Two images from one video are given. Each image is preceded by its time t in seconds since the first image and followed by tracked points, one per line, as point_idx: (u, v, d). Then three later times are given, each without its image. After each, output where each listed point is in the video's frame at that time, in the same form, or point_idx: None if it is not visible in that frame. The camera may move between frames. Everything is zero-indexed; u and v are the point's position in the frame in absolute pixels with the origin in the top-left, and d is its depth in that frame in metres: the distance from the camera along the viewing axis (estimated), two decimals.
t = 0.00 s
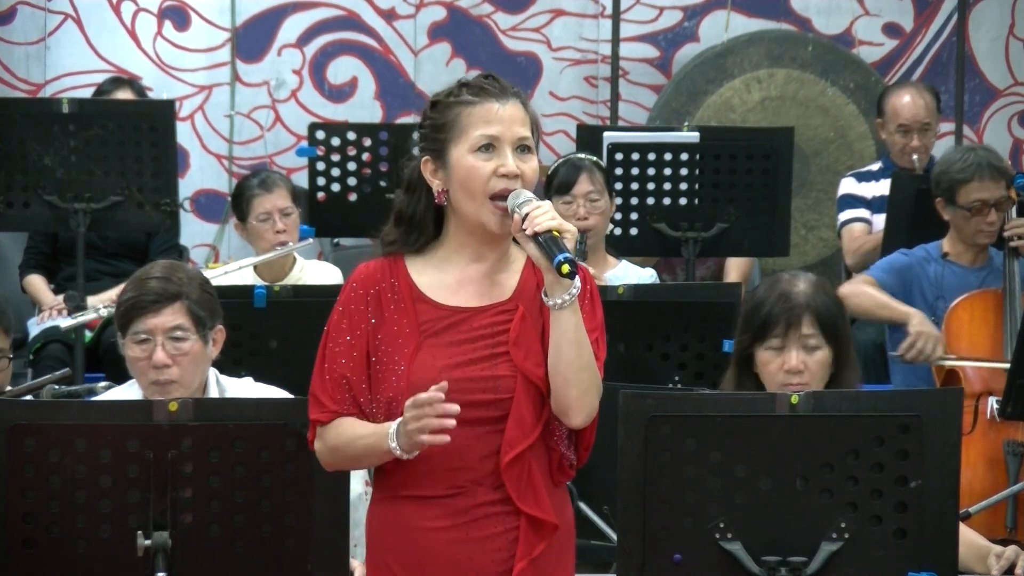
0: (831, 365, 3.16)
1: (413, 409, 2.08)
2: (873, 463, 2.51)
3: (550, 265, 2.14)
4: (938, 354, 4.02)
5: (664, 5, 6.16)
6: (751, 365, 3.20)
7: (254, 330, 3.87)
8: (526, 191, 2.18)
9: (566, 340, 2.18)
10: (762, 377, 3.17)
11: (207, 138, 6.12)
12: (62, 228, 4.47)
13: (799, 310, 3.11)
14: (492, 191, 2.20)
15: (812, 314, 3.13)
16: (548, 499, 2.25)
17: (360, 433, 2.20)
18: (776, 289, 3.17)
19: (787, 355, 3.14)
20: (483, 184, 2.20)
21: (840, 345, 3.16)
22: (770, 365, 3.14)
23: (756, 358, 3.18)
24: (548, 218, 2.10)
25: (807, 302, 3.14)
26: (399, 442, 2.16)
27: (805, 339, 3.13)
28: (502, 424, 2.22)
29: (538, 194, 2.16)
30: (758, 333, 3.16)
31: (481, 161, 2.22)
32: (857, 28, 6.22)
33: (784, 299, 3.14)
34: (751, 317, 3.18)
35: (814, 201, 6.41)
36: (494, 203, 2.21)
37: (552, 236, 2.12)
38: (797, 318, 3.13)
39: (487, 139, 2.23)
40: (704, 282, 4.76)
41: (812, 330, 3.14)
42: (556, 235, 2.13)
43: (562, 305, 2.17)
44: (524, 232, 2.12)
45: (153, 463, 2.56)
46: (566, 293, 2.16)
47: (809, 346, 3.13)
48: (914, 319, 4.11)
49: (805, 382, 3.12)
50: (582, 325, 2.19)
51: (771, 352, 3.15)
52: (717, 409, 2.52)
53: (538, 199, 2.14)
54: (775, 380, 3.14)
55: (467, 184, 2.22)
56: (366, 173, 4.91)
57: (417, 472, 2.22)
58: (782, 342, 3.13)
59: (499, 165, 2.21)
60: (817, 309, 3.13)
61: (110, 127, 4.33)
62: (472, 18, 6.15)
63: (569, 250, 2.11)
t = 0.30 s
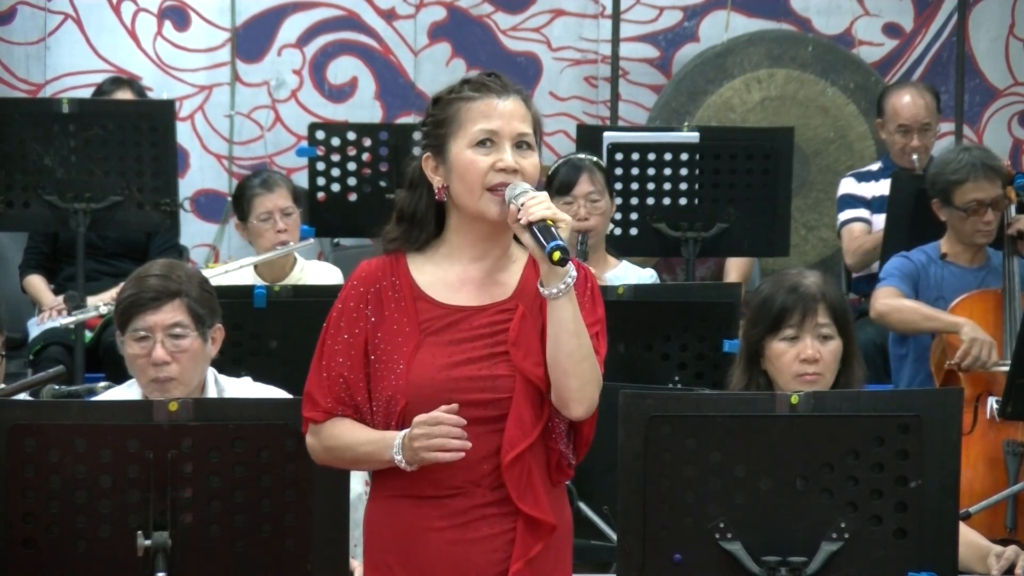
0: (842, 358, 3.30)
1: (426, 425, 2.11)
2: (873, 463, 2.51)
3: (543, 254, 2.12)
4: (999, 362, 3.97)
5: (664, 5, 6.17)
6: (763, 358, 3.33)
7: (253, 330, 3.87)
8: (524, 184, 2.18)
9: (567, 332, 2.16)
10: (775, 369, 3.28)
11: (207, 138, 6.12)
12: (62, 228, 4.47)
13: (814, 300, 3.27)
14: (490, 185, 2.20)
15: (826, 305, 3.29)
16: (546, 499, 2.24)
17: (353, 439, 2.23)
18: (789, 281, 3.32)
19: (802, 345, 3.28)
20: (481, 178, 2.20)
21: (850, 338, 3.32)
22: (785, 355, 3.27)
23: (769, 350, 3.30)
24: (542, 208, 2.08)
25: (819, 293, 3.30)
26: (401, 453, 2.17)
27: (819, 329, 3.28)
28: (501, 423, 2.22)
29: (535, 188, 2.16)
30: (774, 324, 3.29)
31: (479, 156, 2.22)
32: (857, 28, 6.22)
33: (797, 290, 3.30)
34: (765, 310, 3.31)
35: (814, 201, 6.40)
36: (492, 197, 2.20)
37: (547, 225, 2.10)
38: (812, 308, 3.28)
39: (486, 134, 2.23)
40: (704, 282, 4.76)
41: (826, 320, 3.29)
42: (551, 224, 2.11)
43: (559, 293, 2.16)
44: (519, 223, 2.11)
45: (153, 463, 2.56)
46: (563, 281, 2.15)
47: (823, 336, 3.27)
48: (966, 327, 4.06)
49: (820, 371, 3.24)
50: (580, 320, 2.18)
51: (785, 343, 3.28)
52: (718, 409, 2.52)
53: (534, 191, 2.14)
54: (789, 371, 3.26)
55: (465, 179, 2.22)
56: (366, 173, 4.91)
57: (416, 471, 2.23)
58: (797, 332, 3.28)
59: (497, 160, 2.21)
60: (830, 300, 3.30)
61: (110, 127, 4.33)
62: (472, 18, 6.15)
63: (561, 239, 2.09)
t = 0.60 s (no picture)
0: (848, 358, 3.31)
1: (437, 417, 2.14)
2: (873, 463, 2.51)
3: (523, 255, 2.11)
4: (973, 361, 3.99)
5: (664, 5, 6.17)
6: (770, 357, 3.33)
7: (253, 330, 3.87)
8: (514, 184, 2.17)
9: (549, 332, 2.13)
10: (781, 367, 3.29)
11: (206, 138, 6.12)
12: (62, 228, 4.47)
13: (823, 298, 3.28)
14: (482, 185, 2.20)
15: (834, 304, 3.30)
16: (541, 500, 2.22)
17: (350, 437, 2.24)
18: (795, 281, 3.33)
19: (809, 344, 3.28)
20: (473, 178, 2.21)
21: (856, 339, 3.33)
22: (792, 354, 3.27)
23: (776, 348, 3.30)
24: (518, 209, 2.08)
25: (827, 292, 3.30)
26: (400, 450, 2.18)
27: (826, 328, 3.29)
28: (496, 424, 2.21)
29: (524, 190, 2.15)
30: (781, 323, 3.30)
31: (472, 155, 2.22)
32: (857, 28, 6.22)
33: (804, 289, 3.31)
34: (773, 309, 3.31)
35: (814, 201, 6.40)
36: (484, 196, 2.21)
37: (524, 227, 2.09)
38: (821, 307, 3.29)
39: (481, 133, 2.23)
40: (704, 281, 4.75)
41: (834, 319, 3.30)
42: (530, 226, 2.09)
43: (541, 294, 2.13)
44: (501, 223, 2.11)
45: (153, 463, 2.56)
46: (543, 281, 2.12)
47: (830, 335, 3.28)
48: (943, 328, 4.08)
49: (827, 370, 3.25)
50: (564, 318, 2.14)
51: (793, 341, 3.28)
52: (717, 409, 2.52)
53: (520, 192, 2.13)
54: (796, 369, 3.26)
55: (458, 177, 2.22)
56: (366, 173, 4.91)
57: (413, 471, 2.23)
58: (804, 330, 3.28)
59: (489, 160, 2.21)
60: (838, 300, 3.31)
61: (110, 127, 4.33)
62: (472, 18, 6.15)
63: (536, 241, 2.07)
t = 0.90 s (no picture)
0: (852, 355, 3.30)
1: (436, 416, 2.15)
2: (873, 463, 2.51)
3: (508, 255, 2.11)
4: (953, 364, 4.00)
5: (664, 5, 6.17)
6: (773, 356, 3.32)
7: (253, 330, 3.87)
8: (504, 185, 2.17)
9: (534, 331, 2.11)
10: (786, 365, 3.28)
11: (206, 137, 6.12)
12: (62, 229, 4.47)
13: (826, 295, 3.29)
14: (473, 184, 2.21)
15: (838, 302, 3.31)
16: (536, 501, 2.21)
17: (349, 437, 2.24)
18: (798, 279, 3.34)
19: (814, 341, 3.29)
20: (465, 177, 2.21)
21: (861, 337, 3.33)
22: (797, 351, 3.27)
23: (780, 347, 3.30)
24: (502, 210, 2.08)
25: (831, 290, 3.31)
26: (395, 447, 2.19)
27: (831, 325, 3.29)
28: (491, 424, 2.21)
29: (513, 192, 2.15)
30: (785, 321, 3.30)
31: (467, 154, 2.22)
32: (857, 28, 6.22)
33: (807, 288, 3.31)
34: (776, 309, 3.32)
35: (814, 201, 6.39)
36: (473, 196, 2.21)
37: (507, 228, 2.08)
38: (825, 304, 3.30)
39: (479, 133, 2.23)
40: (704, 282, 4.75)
41: (838, 316, 3.30)
42: (512, 227, 2.09)
43: (524, 294, 2.12)
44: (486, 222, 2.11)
45: (153, 463, 2.56)
46: (524, 283, 2.11)
47: (835, 332, 3.28)
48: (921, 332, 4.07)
49: (832, 366, 3.24)
50: (549, 316, 2.13)
51: (798, 339, 3.29)
52: (717, 410, 2.52)
53: (507, 194, 2.13)
54: (801, 366, 3.26)
55: (451, 175, 2.23)
56: (366, 173, 4.92)
57: (410, 471, 2.24)
58: (809, 328, 3.29)
59: (482, 160, 2.21)
60: (842, 298, 3.32)
61: (110, 127, 4.33)
62: (472, 18, 6.15)
63: (514, 241, 2.07)
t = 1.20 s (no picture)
0: (856, 355, 3.30)
1: (433, 417, 2.14)
2: (873, 463, 2.51)
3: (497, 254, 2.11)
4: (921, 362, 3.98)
5: (664, 6, 6.17)
6: (778, 356, 3.32)
7: (253, 330, 3.87)
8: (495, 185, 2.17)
9: (525, 331, 2.11)
10: (792, 365, 3.28)
11: (206, 137, 6.12)
12: (62, 229, 4.46)
13: (830, 294, 3.29)
14: (465, 180, 2.20)
15: (842, 301, 3.31)
16: (534, 499, 2.21)
17: (348, 439, 2.25)
18: (801, 280, 3.34)
19: (819, 340, 3.29)
20: (458, 173, 2.21)
21: (864, 336, 3.33)
22: (802, 351, 3.27)
23: (784, 347, 3.30)
24: (489, 210, 2.08)
25: (834, 289, 3.32)
26: (392, 449, 2.19)
27: (835, 325, 3.29)
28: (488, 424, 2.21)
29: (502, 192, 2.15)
30: (790, 321, 3.30)
31: (461, 150, 2.22)
32: (857, 28, 6.22)
33: (810, 288, 3.31)
34: (780, 309, 3.32)
35: (814, 201, 6.38)
36: (464, 191, 2.20)
37: (495, 228, 2.08)
38: (829, 303, 3.30)
39: (476, 131, 2.23)
40: (704, 282, 4.75)
41: (842, 316, 3.30)
42: (499, 227, 2.09)
43: (513, 294, 2.11)
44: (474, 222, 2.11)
45: (153, 463, 2.56)
46: (512, 282, 2.11)
47: (839, 331, 3.28)
48: (893, 332, 4.09)
49: (837, 365, 3.24)
50: (540, 316, 2.12)
51: (802, 339, 3.29)
52: (717, 410, 2.52)
53: (497, 194, 2.13)
54: (807, 366, 3.26)
55: (445, 170, 2.23)
56: (366, 173, 4.91)
57: (408, 472, 2.24)
58: (814, 327, 3.29)
59: (476, 157, 2.21)
60: (845, 297, 3.32)
61: (110, 127, 4.33)
62: (472, 18, 6.15)
63: (501, 242, 2.07)
